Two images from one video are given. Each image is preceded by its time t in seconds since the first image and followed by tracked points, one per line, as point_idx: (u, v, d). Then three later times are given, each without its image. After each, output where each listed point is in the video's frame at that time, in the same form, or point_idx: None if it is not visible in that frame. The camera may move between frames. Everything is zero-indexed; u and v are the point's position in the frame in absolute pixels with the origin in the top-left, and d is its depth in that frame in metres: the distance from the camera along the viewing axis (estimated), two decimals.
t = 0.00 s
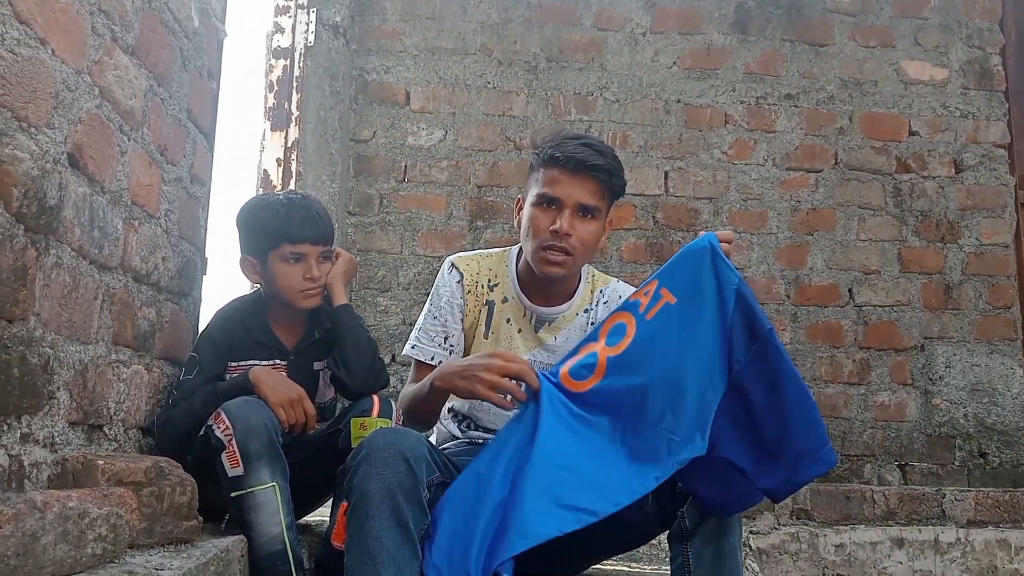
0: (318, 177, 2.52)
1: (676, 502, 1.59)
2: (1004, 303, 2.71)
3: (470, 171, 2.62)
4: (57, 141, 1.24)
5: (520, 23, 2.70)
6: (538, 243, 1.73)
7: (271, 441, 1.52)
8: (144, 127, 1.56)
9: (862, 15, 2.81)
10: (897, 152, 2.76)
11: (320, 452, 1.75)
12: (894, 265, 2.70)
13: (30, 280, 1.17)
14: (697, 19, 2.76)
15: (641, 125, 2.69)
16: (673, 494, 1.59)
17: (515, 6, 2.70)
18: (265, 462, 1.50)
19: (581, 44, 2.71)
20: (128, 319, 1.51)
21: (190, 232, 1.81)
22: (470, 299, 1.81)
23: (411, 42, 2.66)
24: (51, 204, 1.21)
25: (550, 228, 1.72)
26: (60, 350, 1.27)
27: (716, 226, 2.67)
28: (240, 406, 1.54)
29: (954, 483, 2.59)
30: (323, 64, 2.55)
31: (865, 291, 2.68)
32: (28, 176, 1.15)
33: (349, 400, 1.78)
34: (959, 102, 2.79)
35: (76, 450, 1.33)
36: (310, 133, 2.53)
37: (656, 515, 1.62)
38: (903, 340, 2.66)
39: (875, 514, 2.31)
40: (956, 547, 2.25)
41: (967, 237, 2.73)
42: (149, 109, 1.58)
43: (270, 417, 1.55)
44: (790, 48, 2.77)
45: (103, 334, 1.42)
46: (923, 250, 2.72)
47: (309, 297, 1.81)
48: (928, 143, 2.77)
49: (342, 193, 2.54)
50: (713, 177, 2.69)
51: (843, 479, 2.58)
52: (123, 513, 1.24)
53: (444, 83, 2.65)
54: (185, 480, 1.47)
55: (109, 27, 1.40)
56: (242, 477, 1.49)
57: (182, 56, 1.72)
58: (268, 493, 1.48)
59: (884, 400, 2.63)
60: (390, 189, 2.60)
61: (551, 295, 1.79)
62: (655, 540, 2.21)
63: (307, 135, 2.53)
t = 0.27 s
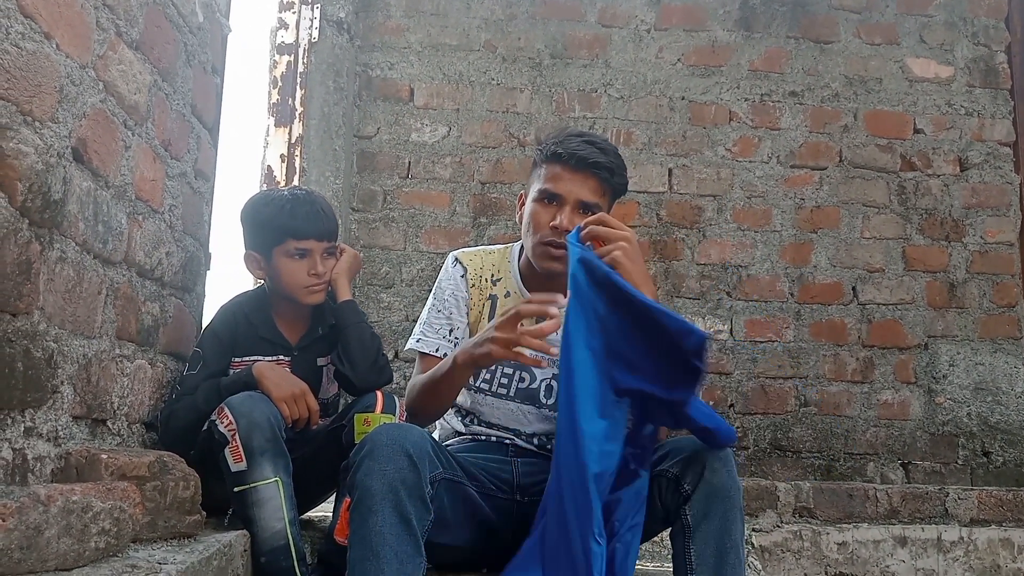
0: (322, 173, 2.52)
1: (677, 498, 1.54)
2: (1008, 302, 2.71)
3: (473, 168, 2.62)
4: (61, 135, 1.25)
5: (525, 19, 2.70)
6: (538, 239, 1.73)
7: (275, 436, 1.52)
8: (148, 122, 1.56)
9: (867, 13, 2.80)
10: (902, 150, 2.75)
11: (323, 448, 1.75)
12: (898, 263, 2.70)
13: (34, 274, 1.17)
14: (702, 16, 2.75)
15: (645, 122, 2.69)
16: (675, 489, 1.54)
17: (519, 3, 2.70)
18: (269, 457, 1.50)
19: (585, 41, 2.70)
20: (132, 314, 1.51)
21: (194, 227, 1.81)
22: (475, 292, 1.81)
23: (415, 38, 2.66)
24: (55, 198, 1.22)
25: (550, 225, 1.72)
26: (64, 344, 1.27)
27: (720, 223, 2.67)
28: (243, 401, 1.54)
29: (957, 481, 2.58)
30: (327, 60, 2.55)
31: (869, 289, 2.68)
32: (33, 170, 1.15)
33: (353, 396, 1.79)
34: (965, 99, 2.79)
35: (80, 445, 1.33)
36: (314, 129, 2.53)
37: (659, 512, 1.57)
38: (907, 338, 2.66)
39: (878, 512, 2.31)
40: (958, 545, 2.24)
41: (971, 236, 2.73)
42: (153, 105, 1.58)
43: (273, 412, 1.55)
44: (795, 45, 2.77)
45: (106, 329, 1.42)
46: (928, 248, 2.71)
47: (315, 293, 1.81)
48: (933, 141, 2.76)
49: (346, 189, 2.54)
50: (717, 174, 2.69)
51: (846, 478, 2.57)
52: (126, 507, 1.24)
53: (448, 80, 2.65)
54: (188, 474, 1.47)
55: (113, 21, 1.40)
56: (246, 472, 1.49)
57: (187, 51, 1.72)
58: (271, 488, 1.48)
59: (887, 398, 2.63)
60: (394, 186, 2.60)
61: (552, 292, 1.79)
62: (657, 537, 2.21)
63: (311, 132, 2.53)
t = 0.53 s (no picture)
0: (325, 171, 2.52)
1: (677, 496, 1.53)
2: (1013, 300, 2.70)
3: (477, 166, 2.62)
4: (65, 132, 1.25)
5: (529, 17, 2.69)
6: (532, 234, 1.73)
7: (278, 433, 1.52)
8: (153, 119, 1.56)
9: (872, 10, 2.79)
10: (906, 148, 2.75)
11: (326, 445, 1.75)
12: (902, 261, 2.69)
13: (39, 270, 1.17)
14: (706, 13, 2.75)
15: (649, 120, 2.68)
16: (674, 487, 1.53)
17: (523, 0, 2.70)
18: (272, 454, 1.50)
19: (589, 38, 2.70)
20: (136, 311, 1.51)
21: (197, 224, 1.81)
22: (481, 285, 1.81)
23: (419, 36, 2.66)
24: (59, 194, 1.22)
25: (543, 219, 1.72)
26: (68, 341, 1.27)
27: (724, 221, 2.67)
28: (247, 398, 1.54)
29: (961, 480, 2.58)
30: (330, 57, 2.55)
31: (873, 288, 2.67)
32: (37, 166, 1.15)
33: (356, 393, 1.79)
34: (969, 97, 2.78)
35: (84, 441, 1.33)
36: (318, 127, 2.53)
37: (659, 509, 1.57)
38: (911, 337, 2.65)
39: (882, 510, 2.31)
40: (962, 544, 2.23)
41: (976, 234, 2.72)
42: (157, 102, 1.58)
43: (277, 409, 1.55)
44: (800, 43, 2.76)
45: (110, 325, 1.42)
46: (932, 246, 2.71)
47: (320, 290, 1.81)
48: (937, 139, 2.76)
49: (350, 187, 2.54)
50: (721, 172, 2.69)
51: (850, 476, 2.57)
52: (130, 503, 1.24)
53: (452, 77, 2.65)
54: (192, 471, 1.47)
55: (118, 17, 1.40)
56: (249, 469, 1.49)
57: (191, 47, 1.72)
58: (274, 485, 1.48)
59: (891, 397, 2.62)
60: (397, 183, 2.59)
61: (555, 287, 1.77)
62: (661, 535, 2.20)
63: (314, 129, 2.53)
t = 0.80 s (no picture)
0: (324, 171, 2.52)
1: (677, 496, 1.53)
2: (1012, 302, 2.70)
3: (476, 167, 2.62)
4: (65, 132, 1.25)
5: (528, 17, 2.69)
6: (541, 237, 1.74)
7: (277, 434, 1.52)
8: (152, 119, 1.56)
9: (871, 12, 2.79)
10: (906, 149, 2.75)
11: (326, 446, 1.75)
12: (901, 263, 2.69)
13: (37, 271, 1.17)
14: (705, 14, 2.75)
15: (649, 121, 2.68)
16: (676, 488, 1.53)
17: (522, 1, 2.70)
18: (271, 455, 1.50)
19: (588, 39, 2.70)
20: (135, 311, 1.51)
21: (197, 224, 1.81)
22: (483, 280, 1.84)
23: (419, 36, 2.66)
24: (59, 194, 1.22)
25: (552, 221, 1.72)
26: (67, 341, 1.27)
27: (723, 222, 2.67)
28: (246, 399, 1.54)
29: (960, 482, 2.58)
30: (330, 58, 2.55)
31: (872, 289, 2.67)
32: (36, 166, 1.15)
33: (355, 394, 1.79)
34: (969, 99, 2.78)
35: (83, 441, 1.33)
36: (317, 127, 2.53)
37: (658, 510, 1.56)
38: (910, 338, 2.66)
39: (881, 512, 2.30)
40: (961, 546, 2.26)
41: (975, 236, 2.72)
42: (156, 102, 1.58)
43: (276, 409, 1.55)
44: (799, 44, 2.76)
45: (109, 326, 1.42)
46: (931, 248, 2.71)
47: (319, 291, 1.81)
48: (937, 140, 2.76)
49: (349, 187, 2.54)
50: (720, 173, 2.69)
51: (848, 477, 2.57)
52: (129, 504, 1.24)
53: (451, 78, 2.65)
54: (191, 472, 1.47)
55: (117, 18, 1.40)
56: (248, 469, 1.49)
57: (190, 48, 1.72)
58: (273, 486, 1.48)
59: (890, 398, 2.62)
60: (397, 184, 2.60)
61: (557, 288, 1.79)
62: (659, 537, 2.20)
63: (314, 129, 2.53)
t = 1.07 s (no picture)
0: (324, 171, 2.51)
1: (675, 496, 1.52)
2: (1012, 301, 2.70)
3: (476, 166, 2.62)
4: (64, 131, 1.24)
5: (528, 17, 2.69)
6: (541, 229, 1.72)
7: (277, 434, 1.52)
8: (152, 119, 1.56)
9: (871, 11, 2.79)
10: (906, 149, 2.75)
11: (326, 446, 1.75)
12: (902, 262, 2.69)
13: (37, 270, 1.17)
14: (705, 14, 2.75)
15: (649, 121, 2.68)
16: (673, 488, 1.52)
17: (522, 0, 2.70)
18: (271, 454, 1.50)
19: (588, 39, 2.70)
20: (134, 311, 1.51)
21: (196, 224, 1.81)
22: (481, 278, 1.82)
23: (419, 36, 2.66)
24: (59, 194, 1.22)
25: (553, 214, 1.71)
26: (67, 341, 1.27)
27: (723, 222, 2.67)
28: (246, 398, 1.54)
29: (960, 481, 2.58)
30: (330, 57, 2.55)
31: (872, 288, 2.67)
32: (36, 166, 1.15)
33: (355, 393, 1.79)
34: (969, 98, 2.78)
35: (83, 441, 1.33)
36: (317, 127, 2.52)
37: (656, 509, 1.56)
38: (910, 337, 2.65)
39: (881, 511, 2.30)
40: (961, 544, 2.24)
41: (975, 235, 2.72)
42: (156, 102, 1.57)
43: (276, 409, 1.55)
44: (799, 43, 2.76)
45: (109, 326, 1.42)
46: (931, 247, 2.71)
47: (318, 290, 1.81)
48: (937, 140, 2.76)
49: (349, 187, 2.54)
50: (720, 173, 2.69)
51: (849, 477, 2.57)
52: (129, 504, 1.24)
53: (451, 77, 2.64)
54: (191, 471, 1.47)
55: (117, 17, 1.40)
56: (249, 469, 1.49)
57: (190, 47, 1.72)
58: (273, 486, 1.48)
59: (890, 397, 2.62)
60: (397, 183, 2.59)
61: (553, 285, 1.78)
62: (660, 536, 2.20)
63: (314, 129, 2.53)
